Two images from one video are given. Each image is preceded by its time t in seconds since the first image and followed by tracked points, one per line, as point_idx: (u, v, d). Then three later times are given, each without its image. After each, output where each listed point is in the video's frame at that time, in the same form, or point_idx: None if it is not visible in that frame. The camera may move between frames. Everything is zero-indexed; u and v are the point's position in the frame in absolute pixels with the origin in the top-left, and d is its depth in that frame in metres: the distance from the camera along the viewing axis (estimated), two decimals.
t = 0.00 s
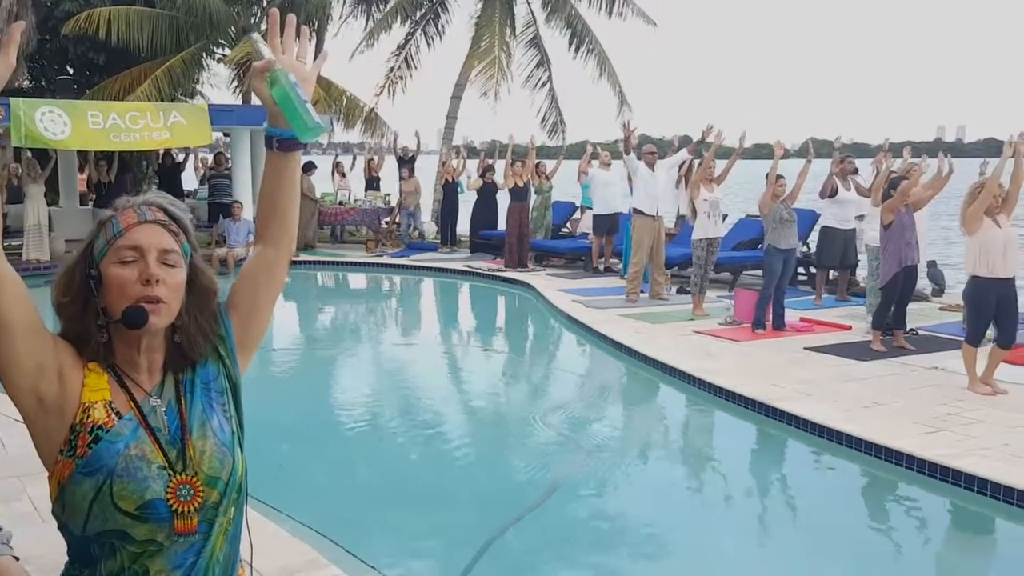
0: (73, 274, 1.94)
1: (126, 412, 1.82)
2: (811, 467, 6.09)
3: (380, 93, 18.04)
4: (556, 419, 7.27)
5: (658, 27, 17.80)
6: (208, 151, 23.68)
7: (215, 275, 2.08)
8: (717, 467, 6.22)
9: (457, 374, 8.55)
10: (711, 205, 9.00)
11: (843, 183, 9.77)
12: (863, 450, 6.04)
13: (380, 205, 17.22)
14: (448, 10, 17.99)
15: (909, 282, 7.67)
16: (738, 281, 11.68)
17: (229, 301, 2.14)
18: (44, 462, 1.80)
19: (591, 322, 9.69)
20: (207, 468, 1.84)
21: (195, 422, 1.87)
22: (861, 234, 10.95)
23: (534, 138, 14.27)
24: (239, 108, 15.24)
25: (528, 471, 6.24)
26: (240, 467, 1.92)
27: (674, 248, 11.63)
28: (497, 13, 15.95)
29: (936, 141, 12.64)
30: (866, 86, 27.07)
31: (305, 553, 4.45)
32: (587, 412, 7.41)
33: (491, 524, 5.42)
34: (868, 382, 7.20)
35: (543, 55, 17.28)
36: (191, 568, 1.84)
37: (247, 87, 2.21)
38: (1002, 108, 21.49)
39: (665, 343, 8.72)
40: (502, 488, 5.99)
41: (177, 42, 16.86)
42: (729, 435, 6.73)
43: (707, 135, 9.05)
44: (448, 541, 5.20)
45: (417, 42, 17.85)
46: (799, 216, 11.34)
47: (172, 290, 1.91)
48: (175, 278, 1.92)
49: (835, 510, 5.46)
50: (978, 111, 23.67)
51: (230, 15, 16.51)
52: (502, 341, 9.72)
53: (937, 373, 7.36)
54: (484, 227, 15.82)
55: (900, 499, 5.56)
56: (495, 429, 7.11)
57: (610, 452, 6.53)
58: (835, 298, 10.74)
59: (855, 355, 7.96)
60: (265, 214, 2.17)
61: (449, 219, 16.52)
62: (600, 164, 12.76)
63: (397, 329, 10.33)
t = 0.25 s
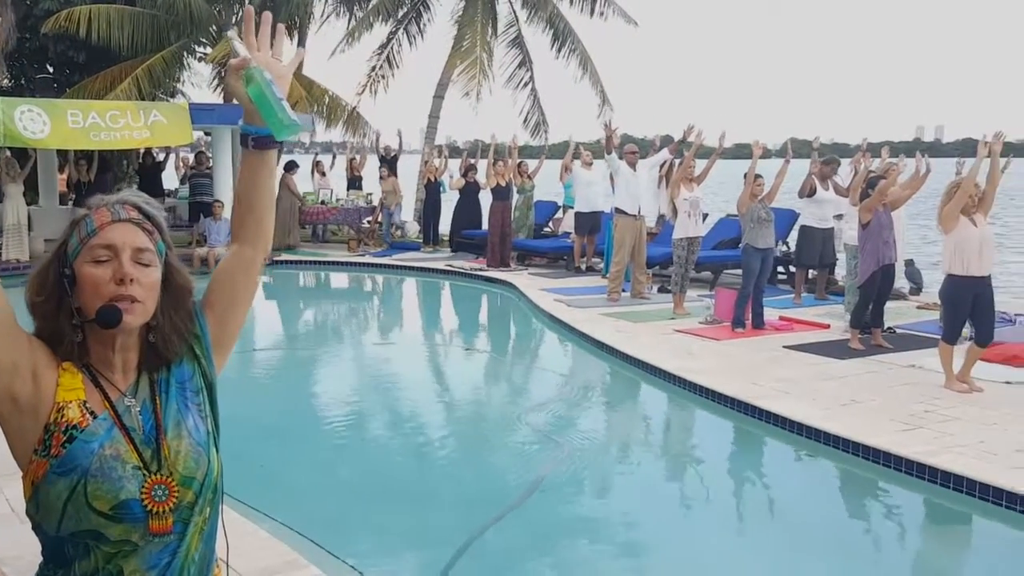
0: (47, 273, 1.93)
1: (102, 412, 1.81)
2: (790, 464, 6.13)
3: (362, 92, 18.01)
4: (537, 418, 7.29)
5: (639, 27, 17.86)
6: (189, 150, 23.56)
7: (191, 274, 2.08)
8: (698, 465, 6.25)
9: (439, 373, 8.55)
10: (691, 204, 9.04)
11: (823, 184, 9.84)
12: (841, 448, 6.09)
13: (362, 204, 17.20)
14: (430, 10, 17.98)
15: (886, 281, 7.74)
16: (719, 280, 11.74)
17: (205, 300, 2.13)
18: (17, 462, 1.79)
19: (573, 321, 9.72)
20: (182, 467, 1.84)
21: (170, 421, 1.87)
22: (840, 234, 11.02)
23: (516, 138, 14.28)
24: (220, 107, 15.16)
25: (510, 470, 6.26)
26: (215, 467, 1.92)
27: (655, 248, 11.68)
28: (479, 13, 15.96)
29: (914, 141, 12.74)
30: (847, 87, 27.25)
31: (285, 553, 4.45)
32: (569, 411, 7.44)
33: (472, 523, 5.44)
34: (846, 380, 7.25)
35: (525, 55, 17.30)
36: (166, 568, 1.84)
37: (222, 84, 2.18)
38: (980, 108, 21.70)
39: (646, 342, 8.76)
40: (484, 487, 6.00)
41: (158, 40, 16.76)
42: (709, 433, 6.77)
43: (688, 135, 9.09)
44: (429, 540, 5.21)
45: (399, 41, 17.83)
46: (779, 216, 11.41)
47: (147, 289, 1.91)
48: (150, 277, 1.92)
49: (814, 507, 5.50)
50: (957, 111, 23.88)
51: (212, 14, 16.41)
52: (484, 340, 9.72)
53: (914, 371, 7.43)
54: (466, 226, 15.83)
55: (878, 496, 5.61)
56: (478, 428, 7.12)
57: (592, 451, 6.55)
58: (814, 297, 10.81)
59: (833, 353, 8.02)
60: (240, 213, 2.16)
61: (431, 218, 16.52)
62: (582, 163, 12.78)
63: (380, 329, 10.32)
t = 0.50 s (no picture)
0: (22, 272, 1.92)
1: (77, 413, 1.80)
2: (771, 462, 6.16)
3: (345, 91, 17.96)
4: (521, 417, 7.30)
5: (622, 26, 17.89)
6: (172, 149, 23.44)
7: (167, 273, 2.06)
8: (680, 463, 6.28)
9: (423, 373, 8.55)
10: (674, 203, 9.08)
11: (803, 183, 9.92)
12: (822, 445, 6.13)
13: (346, 204, 17.15)
14: (413, 8, 17.95)
15: (867, 279, 7.80)
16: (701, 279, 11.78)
17: (181, 300, 2.11)
18: None
19: (557, 320, 9.74)
20: (158, 468, 1.83)
21: (146, 421, 1.85)
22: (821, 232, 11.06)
23: (500, 137, 14.29)
24: (201, 106, 15.08)
25: (494, 469, 6.27)
26: (192, 468, 1.91)
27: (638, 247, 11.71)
28: (463, 11, 15.94)
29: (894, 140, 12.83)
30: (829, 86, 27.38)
31: (267, 553, 4.44)
32: (553, 409, 7.45)
33: (454, 522, 5.44)
34: (826, 378, 7.30)
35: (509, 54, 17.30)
36: (143, 569, 1.84)
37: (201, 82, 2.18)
38: (960, 108, 21.86)
39: (629, 340, 8.78)
40: (467, 486, 6.01)
41: (140, 39, 16.68)
42: (692, 431, 6.80)
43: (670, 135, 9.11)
44: (411, 539, 5.21)
45: (383, 40, 17.79)
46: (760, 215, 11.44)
47: (123, 289, 1.90)
48: (126, 276, 1.91)
49: (794, 504, 5.53)
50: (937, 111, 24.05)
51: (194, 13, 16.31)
52: (468, 340, 9.73)
53: (893, 368, 7.49)
54: (450, 226, 15.82)
55: (857, 492, 5.65)
56: (462, 427, 7.13)
57: (575, 449, 6.57)
58: (795, 295, 10.86)
59: (814, 351, 8.07)
60: (217, 212, 2.15)
61: (415, 217, 16.50)
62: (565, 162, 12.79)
63: (364, 328, 10.31)
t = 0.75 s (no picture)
0: None
1: (46, 415, 1.75)
2: (749, 461, 6.20)
3: (325, 90, 17.91)
4: (501, 417, 7.31)
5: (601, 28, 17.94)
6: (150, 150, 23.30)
7: (136, 272, 2.00)
8: (658, 462, 6.30)
9: (403, 373, 8.55)
10: (652, 204, 9.11)
11: (779, 184, 9.88)
12: (800, 444, 6.16)
13: (326, 204, 17.11)
14: (393, 8, 17.91)
15: (844, 279, 7.85)
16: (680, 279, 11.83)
17: (151, 300, 2.05)
18: None
19: (537, 320, 9.76)
20: (129, 470, 1.78)
21: (117, 423, 1.80)
22: (797, 233, 11.09)
23: (480, 138, 14.29)
24: (179, 105, 15.01)
25: (474, 469, 6.27)
26: (163, 469, 1.86)
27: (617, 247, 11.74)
28: (443, 11, 15.94)
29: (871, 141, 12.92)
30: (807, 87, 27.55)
31: (246, 555, 4.43)
32: (533, 409, 7.46)
33: (434, 522, 5.45)
34: (803, 377, 7.35)
35: (488, 55, 17.31)
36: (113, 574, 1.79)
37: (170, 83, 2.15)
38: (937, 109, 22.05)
39: (609, 340, 8.81)
40: (447, 486, 6.01)
41: (118, 38, 16.61)
42: (671, 431, 6.82)
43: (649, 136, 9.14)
44: (391, 540, 5.21)
45: (362, 40, 17.75)
46: (737, 216, 11.46)
47: (93, 289, 1.85)
48: (96, 276, 1.86)
49: (773, 503, 5.56)
50: (914, 112, 24.24)
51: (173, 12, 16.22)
52: (448, 340, 9.72)
53: (869, 368, 7.55)
54: (430, 226, 15.81)
55: (835, 491, 5.68)
56: (442, 427, 7.13)
57: (555, 449, 6.58)
58: (773, 295, 10.91)
59: (791, 351, 8.12)
60: (188, 213, 2.10)
61: (395, 218, 16.49)
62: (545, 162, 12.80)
63: (344, 329, 10.28)
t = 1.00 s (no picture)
0: None
1: (21, 414, 1.72)
2: (731, 459, 6.22)
3: (307, 89, 17.85)
4: (485, 417, 7.31)
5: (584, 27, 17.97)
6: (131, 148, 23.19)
7: (112, 271, 1.96)
8: (642, 461, 6.32)
9: (387, 372, 8.53)
10: (635, 203, 9.13)
11: (760, 183, 10.02)
12: (781, 443, 6.19)
13: (309, 203, 17.06)
14: (376, 7, 17.87)
15: (824, 278, 7.90)
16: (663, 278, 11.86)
17: (127, 301, 2.00)
18: None
19: (520, 319, 9.77)
20: (104, 469, 1.75)
21: (92, 422, 1.77)
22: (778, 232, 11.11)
23: (463, 137, 14.29)
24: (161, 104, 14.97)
25: (458, 468, 6.27)
26: (138, 469, 1.84)
27: (600, 246, 11.77)
28: (426, 10, 15.93)
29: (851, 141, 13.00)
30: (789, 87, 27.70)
31: (226, 555, 4.42)
32: (517, 409, 7.46)
33: (416, 522, 5.44)
34: (784, 375, 7.40)
35: (471, 55, 17.31)
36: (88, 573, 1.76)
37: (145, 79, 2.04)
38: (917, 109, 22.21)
39: (592, 339, 8.83)
40: (431, 486, 6.00)
41: (99, 37, 16.54)
42: (654, 430, 6.83)
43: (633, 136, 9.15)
44: (373, 540, 5.21)
45: (345, 38, 17.71)
46: (718, 216, 11.49)
47: (67, 289, 1.82)
48: (71, 275, 1.83)
49: (755, 501, 5.58)
50: (895, 112, 24.41)
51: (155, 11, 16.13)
52: (432, 339, 9.72)
53: (848, 366, 7.60)
54: (414, 225, 15.80)
55: (816, 489, 5.70)
56: (426, 427, 7.12)
57: (538, 448, 6.59)
58: (754, 294, 10.95)
59: (772, 349, 8.16)
60: (165, 212, 2.02)
61: (379, 217, 16.47)
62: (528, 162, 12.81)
63: (327, 328, 10.25)
